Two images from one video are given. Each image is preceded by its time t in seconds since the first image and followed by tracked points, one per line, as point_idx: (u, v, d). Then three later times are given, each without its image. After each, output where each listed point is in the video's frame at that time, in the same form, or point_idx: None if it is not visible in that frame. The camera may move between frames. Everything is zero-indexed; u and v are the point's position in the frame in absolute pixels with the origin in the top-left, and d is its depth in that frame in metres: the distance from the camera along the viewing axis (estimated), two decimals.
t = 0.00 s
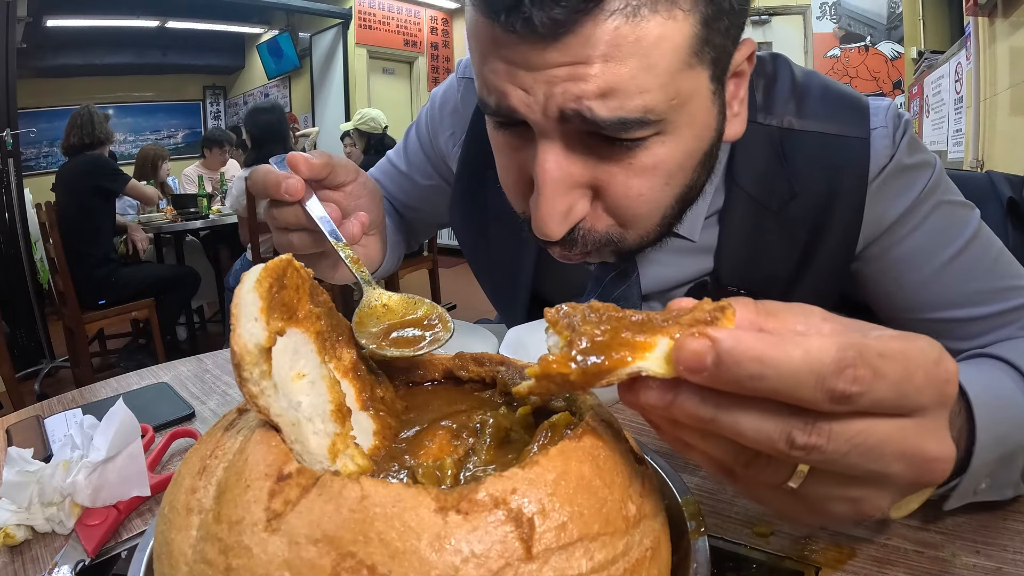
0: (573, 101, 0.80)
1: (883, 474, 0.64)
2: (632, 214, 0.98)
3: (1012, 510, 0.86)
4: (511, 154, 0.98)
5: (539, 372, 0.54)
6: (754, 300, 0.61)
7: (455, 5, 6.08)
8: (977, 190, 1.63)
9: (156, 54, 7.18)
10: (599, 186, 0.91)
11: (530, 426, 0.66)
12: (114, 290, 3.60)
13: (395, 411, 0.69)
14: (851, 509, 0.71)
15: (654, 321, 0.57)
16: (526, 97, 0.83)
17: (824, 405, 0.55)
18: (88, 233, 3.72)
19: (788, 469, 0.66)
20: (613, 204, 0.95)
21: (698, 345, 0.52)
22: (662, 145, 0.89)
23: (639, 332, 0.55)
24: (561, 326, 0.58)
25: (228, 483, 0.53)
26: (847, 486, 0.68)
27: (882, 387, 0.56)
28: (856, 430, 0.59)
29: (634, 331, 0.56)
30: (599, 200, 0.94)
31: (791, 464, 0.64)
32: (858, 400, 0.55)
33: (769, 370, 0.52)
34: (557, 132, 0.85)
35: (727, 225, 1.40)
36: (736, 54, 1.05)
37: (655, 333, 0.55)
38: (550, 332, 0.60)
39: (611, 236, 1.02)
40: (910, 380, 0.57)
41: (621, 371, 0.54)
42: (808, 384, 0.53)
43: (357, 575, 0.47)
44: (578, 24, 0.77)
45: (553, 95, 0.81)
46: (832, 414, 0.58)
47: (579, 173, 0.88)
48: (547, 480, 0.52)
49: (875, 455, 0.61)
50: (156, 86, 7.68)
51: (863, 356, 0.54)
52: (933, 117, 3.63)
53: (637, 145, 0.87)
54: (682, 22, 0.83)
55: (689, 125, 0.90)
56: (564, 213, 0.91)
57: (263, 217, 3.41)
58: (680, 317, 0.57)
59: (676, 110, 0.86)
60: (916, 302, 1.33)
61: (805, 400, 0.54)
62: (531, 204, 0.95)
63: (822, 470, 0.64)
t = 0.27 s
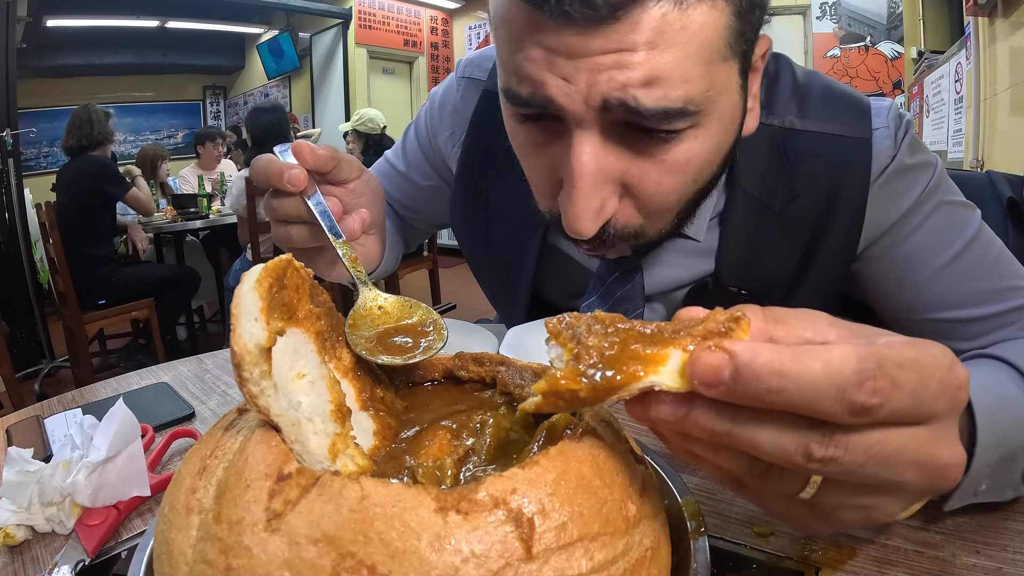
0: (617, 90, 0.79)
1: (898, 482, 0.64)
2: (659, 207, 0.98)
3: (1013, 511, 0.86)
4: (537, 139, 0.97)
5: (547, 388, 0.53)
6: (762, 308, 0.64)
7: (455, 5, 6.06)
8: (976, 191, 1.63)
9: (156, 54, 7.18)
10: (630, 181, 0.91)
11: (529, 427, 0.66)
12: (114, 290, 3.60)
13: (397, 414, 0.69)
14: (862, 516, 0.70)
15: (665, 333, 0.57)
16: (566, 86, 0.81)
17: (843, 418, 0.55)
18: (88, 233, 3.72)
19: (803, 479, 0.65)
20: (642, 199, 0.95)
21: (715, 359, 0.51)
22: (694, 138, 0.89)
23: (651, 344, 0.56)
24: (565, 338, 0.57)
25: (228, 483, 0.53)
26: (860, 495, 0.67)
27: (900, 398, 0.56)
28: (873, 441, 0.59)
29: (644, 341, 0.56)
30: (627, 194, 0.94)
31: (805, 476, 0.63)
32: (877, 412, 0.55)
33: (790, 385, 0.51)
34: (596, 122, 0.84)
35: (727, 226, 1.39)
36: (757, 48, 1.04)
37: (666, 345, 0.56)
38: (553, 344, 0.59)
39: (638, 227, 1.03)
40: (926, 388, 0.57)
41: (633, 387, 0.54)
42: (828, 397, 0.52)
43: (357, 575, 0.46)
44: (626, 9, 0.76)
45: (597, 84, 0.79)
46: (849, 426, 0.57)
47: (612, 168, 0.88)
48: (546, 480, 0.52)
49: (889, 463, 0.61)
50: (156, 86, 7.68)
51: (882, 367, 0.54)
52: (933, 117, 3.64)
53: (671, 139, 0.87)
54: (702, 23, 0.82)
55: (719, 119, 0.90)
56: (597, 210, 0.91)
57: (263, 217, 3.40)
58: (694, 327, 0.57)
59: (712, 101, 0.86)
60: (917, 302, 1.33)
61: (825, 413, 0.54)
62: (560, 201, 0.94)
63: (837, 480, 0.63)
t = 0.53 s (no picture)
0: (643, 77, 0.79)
1: (900, 489, 0.64)
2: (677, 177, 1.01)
3: (1013, 512, 0.86)
4: (601, 63, 1.01)
5: (545, 415, 0.53)
6: (754, 322, 0.63)
7: (456, 5, 6.05)
8: (977, 192, 1.62)
9: (156, 54, 7.18)
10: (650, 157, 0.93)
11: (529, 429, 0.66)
12: (114, 290, 3.60)
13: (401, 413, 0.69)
14: (865, 524, 0.70)
15: (658, 351, 0.56)
16: None
17: (839, 429, 0.55)
18: (89, 233, 3.72)
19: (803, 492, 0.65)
20: (711, 103, 0.98)
21: (709, 376, 0.51)
22: (755, 41, 0.98)
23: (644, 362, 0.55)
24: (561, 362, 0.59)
25: (228, 483, 0.53)
26: (863, 503, 0.67)
27: (897, 408, 0.56)
28: (872, 450, 0.59)
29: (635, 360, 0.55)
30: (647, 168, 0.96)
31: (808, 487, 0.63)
32: (873, 422, 0.56)
33: (785, 400, 0.51)
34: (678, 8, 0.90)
35: (733, 224, 1.38)
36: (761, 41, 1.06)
37: (660, 363, 0.54)
38: (550, 369, 0.60)
39: (704, 144, 1.04)
40: (923, 397, 0.57)
41: (631, 405, 0.53)
42: (824, 410, 0.53)
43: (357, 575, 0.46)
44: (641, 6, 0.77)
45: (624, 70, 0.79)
46: (848, 437, 0.57)
47: (690, 56, 0.93)
48: (546, 480, 0.52)
49: (890, 471, 0.61)
50: (156, 86, 7.69)
51: (877, 379, 0.54)
52: (933, 117, 3.64)
53: (741, 31, 0.96)
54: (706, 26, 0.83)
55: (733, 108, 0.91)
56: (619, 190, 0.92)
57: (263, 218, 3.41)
58: (688, 341, 0.56)
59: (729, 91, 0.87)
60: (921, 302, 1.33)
61: (821, 426, 0.54)
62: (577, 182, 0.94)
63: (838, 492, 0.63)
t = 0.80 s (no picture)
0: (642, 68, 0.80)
1: (898, 491, 0.64)
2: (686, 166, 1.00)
3: (1013, 513, 0.86)
4: (613, 58, 1.00)
5: (542, 417, 0.52)
6: (753, 324, 0.63)
7: (456, 5, 6.05)
8: (977, 191, 1.62)
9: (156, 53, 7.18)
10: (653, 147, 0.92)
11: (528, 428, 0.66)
12: (114, 290, 3.60)
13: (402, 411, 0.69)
14: (865, 527, 0.70)
15: (656, 355, 0.56)
16: None
17: (836, 433, 0.55)
18: (89, 234, 3.72)
19: (801, 493, 0.65)
20: (726, 99, 1.00)
21: (706, 380, 0.51)
22: (767, 39, 1.00)
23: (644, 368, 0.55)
24: (559, 363, 0.58)
25: (228, 482, 0.53)
26: (862, 505, 0.67)
27: (894, 411, 0.56)
28: (870, 453, 0.59)
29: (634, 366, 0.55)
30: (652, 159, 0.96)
31: (805, 489, 0.63)
32: (870, 425, 0.56)
33: (783, 404, 0.51)
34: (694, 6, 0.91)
35: (732, 224, 1.38)
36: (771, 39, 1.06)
37: (658, 366, 0.55)
38: (548, 372, 0.60)
39: (717, 140, 1.05)
40: (921, 399, 0.57)
41: (628, 409, 0.52)
42: (821, 413, 0.53)
43: (357, 575, 0.46)
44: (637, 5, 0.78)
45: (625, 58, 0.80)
46: (845, 440, 0.57)
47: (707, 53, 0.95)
48: (546, 480, 0.52)
49: (889, 473, 0.61)
50: (157, 86, 7.69)
51: (874, 382, 0.54)
52: (932, 117, 3.64)
53: (754, 29, 0.98)
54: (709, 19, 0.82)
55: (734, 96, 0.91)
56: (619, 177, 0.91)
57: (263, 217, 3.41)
58: (685, 343, 0.57)
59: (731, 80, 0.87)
60: (922, 302, 1.33)
61: (816, 428, 0.54)
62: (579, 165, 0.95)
63: (836, 493, 0.63)
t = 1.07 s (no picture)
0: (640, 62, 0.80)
1: (897, 492, 0.64)
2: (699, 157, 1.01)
3: (1013, 513, 0.86)
4: (615, 64, 1.00)
5: (540, 419, 0.52)
6: (751, 325, 0.63)
7: (456, 5, 6.04)
8: (977, 191, 1.62)
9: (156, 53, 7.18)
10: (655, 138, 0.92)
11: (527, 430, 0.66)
12: (114, 290, 3.60)
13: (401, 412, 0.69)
14: (863, 527, 0.70)
15: (654, 357, 0.56)
16: None
17: (833, 434, 0.55)
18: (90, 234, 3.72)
19: (800, 494, 0.65)
20: (726, 104, 1.00)
21: (704, 382, 0.51)
22: (768, 44, 1.00)
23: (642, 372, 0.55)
24: (558, 365, 0.58)
25: (228, 483, 0.53)
26: (860, 506, 0.67)
27: (892, 412, 0.56)
28: (867, 454, 0.59)
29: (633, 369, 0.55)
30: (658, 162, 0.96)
31: (803, 490, 0.63)
32: (868, 426, 0.56)
33: (779, 406, 0.51)
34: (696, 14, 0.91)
35: (732, 225, 1.38)
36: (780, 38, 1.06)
37: (656, 368, 0.55)
38: (547, 373, 0.60)
39: (718, 144, 1.05)
40: (919, 400, 0.57)
41: (627, 411, 0.52)
42: (818, 414, 0.52)
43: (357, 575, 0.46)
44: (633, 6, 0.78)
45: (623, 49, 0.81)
46: (843, 440, 0.57)
47: (707, 61, 0.95)
48: (546, 479, 0.52)
49: (887, 475, 0.61)
50: (157, 86, 7.69)
51: (871, 384, 0.54)
52: (933, 117, 3.64)
53: (754, 34, 0.97)
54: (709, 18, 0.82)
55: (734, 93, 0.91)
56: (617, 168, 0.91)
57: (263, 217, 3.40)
58: (683, 346, 0.57)
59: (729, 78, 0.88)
60: (923, 302, 1.33)
61: (814, 429, 0.54)
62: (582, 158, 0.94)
63: (835, 493, 0.63)
